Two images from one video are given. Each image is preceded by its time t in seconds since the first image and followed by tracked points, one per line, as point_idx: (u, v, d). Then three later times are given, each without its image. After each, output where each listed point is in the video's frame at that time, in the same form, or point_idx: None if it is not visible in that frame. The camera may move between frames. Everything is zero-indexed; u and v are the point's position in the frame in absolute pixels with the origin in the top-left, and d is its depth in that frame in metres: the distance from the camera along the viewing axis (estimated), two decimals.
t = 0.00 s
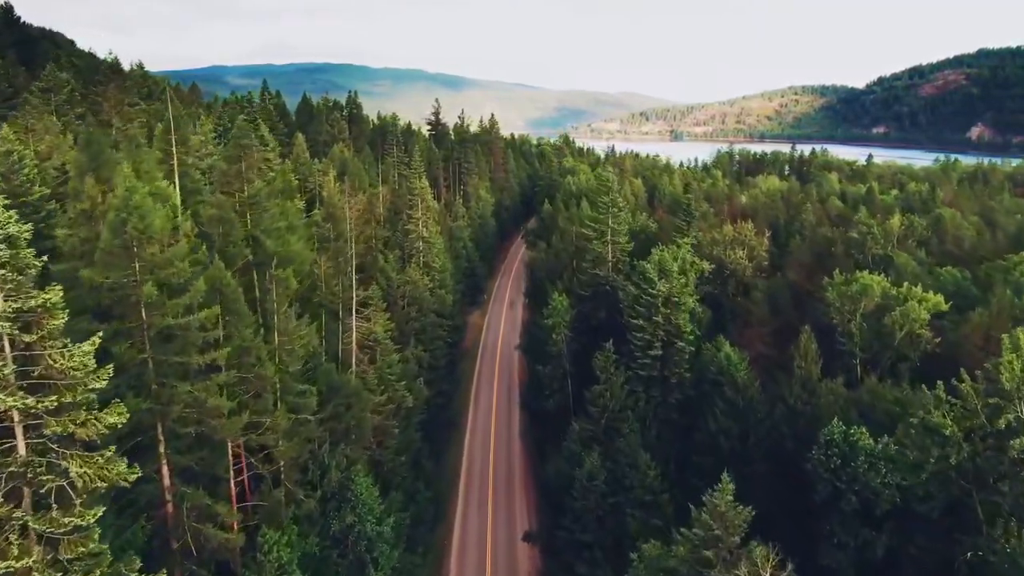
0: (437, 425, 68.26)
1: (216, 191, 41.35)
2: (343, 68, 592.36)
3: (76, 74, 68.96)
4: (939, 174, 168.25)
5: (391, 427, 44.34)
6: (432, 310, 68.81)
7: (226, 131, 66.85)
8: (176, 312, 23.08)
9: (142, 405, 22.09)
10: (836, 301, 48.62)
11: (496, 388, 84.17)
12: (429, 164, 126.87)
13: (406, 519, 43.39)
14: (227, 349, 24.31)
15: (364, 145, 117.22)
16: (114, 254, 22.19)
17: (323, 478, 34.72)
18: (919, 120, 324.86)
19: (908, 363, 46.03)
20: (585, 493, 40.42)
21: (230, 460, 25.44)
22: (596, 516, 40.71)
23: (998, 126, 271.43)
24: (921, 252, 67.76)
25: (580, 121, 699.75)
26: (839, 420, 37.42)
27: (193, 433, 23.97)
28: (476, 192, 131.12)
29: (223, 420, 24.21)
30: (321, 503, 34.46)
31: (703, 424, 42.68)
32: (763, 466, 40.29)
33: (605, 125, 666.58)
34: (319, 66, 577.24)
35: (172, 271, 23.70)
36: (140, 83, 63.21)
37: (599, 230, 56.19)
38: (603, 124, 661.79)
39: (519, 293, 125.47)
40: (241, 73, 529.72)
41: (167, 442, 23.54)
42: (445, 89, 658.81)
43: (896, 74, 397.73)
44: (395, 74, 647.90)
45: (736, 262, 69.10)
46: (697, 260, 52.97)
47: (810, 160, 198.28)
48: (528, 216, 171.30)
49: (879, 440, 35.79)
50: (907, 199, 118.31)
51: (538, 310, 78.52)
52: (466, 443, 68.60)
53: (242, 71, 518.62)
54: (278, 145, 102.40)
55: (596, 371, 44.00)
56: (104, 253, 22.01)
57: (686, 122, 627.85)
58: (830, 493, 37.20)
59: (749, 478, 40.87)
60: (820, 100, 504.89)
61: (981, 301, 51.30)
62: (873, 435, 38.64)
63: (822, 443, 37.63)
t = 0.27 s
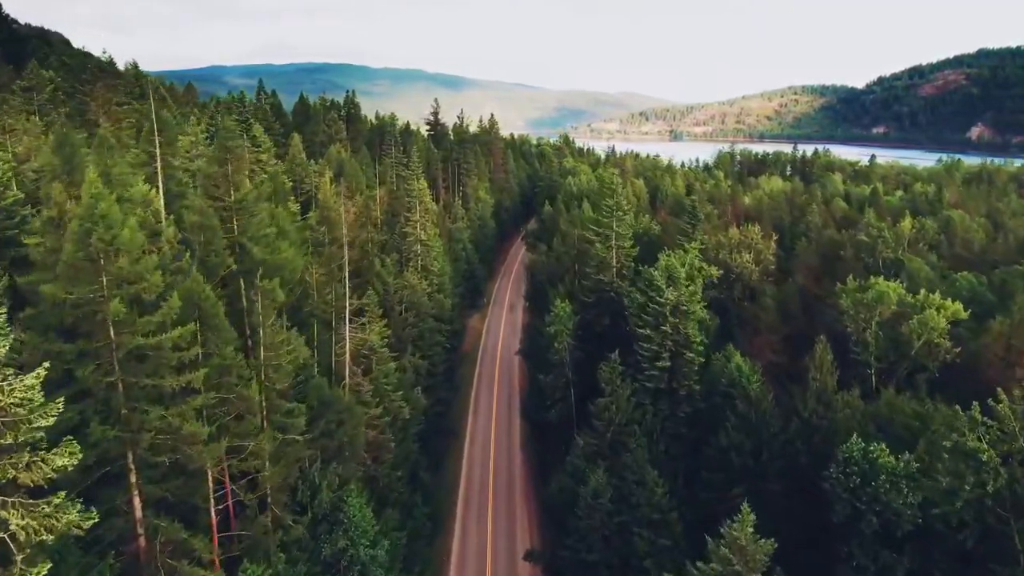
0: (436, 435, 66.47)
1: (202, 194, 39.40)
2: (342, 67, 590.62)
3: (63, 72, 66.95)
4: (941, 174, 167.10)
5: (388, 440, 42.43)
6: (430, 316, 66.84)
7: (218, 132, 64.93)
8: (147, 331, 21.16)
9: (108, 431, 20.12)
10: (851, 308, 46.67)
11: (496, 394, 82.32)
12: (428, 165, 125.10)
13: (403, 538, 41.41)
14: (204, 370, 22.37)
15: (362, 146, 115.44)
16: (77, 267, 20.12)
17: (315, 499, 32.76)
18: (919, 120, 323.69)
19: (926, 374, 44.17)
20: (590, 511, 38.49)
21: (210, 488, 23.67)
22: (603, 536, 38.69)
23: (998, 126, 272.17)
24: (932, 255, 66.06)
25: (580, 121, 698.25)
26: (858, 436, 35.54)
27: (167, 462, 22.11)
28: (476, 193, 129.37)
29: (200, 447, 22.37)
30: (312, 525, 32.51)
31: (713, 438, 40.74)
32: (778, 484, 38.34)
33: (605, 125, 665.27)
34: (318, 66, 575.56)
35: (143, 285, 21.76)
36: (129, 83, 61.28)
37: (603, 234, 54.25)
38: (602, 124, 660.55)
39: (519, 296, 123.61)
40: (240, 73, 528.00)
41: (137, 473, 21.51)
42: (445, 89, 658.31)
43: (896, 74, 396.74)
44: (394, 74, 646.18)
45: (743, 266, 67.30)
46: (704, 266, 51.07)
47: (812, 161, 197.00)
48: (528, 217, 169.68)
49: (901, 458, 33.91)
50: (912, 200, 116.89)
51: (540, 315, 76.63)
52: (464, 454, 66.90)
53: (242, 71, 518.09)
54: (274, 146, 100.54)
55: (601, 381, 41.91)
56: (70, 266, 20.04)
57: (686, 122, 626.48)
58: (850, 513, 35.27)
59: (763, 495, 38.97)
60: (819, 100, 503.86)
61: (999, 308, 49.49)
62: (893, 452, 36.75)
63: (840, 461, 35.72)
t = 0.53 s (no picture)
0: (433, 446, 64.10)
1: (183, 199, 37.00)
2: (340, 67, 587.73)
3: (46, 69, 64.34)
4: (946, 176, 165.09)
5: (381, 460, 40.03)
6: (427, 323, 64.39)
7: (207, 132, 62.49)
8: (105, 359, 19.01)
9: (60, 474, 18.01)
10: (871, 318, 44.31)
11: (495, 400, 80.02)
12: (426, 166, 122.74)
13: (397, 564, 38.99)
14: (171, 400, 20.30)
15: (359, 146, 113.04)
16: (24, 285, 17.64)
17: (301, 528, 30.37)
18: (919, 120, 322.00)
19: (950, 388, 41.85)
20: (597, 537, 36.06)
21: (180, 528, 22.02)
22: (610, 563, 36.23)
23: (997, 126, 270.75)
24: (947, 260, 63.85)
25: (579, 121, 696.06)
26: (882, 459, 33.30)
27: (129, 503, 20.10)
28: (474, 194, 127.08)
29: (165, 486, 20.31)
30: (299, 557, 30.14)
31: (727, 457, 38.36)
32: (797, 508, 35.97)
33: (604, 125, 663.19)
34: (316, 66, 572.98)
35: (101, 306, 19.56)
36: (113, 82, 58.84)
37: (608, 239, 51.93)
38: (602, 124, 658.36)
39: (518, 299, 121.22)
40: (237, 73, 525.16)
41: (95, 518, 19.46)
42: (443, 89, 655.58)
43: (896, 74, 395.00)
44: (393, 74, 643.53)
45: (751, 271, 64.96)
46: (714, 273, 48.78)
47: (814, 161, 194.93)
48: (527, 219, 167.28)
49: (930, 483, 31.64)
50: (917, 202, 114.95)
51: (541, 322, 74.30)
52: (463, 464, 64.65)
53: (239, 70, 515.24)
54: (268, 147, 98.05)
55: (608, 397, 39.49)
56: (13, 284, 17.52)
57: (685, 122, 624.71)
58: (876, 541, 32.94)
59: (780, 519, 36.70)
60: (819, 100, 502.34)
61: (1023, 317, 47.20)
62: (920, 475, 34.45)
63: (864, 485, 33.44)
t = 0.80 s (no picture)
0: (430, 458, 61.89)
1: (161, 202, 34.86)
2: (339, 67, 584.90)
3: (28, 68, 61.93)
4: (950, 176, 162.79)
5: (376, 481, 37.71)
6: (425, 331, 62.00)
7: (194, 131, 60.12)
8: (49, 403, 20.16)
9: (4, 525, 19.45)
10: (892, 329, 41.92)
11: (496, 408, 77.86)
12: (426, 166, 120.20)
13: None
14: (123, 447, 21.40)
15: (356, 147, 110.60)
16: None
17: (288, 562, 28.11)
18: (919, 120, 319.77)
19: (977, 403, 39.53)
20: (605, 565, 33.89)
21: None
22: None
23: (998, 126, 268.77)
24: (964, 265, 61.52)
25: (578, 121, 693.71)
26: (912, 484, 30.97)
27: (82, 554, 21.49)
28: (473, 195, 124.74)
29: (120, 538, 21.73)
30: None
31: (744, 479, 36.08)
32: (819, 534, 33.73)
33: (604, 125, 660.82)
34: (315, 66, 570.60)
35: (43, 336, 20.62)
36: (97, 80, 56.40)
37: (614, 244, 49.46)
38: (602, 124, 656.04)
39: (519, 302, 118.87)
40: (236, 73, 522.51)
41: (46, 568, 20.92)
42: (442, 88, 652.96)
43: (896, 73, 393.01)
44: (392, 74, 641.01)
45: (760, 277, 62.66)
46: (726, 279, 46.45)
47: (817, 162, 192.63)
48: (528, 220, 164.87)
49: (965, 510, 29.28)
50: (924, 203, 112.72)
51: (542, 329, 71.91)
52: (462, 476, 62.58)
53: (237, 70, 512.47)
54: (262, 148, 95.61)
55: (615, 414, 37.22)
56: None
57: (685, 122, 622.49)
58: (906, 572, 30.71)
59: (799, 545, 34.52)
60: (819, 100, 500.27)
61: None
62: (951, 500, 32.17)
63: (893, 511, 31.10)
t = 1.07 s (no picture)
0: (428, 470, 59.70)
1: (136, 208, 32.71)
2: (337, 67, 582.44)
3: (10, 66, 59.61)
4: (954, 177, 160.69)
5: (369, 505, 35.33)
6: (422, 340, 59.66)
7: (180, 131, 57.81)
8: None
9: None
10: (916, 342, 39.51)
11: (496, 416, 75.69)
12: (424, 167, 117.91)
13: None
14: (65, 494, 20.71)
15: (352, 148, 108.38)
16: None
17: None
18: (919, 120, 317.88)
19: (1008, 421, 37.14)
20: None
21: None
22: None
23: (997, 126, 267.02)
24: (981, 270, 59.24)
25: (577, 121, 691.60)
26: (946, 512, 28.55)
27: None
28: (472, 196, 122.46)
29: None
30: None
31: (762, 503, 33.72)
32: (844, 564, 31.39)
33: (603, 125, 659.06)
34: (314, 66, 568.18)
35: None
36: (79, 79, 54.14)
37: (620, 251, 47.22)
38: (601, 124, 654.18)
39: (519, 306, 116.60)
40: (234, 72, 520.18)
41: None
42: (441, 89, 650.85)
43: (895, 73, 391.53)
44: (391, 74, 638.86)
45: (771, 283, 60.39)
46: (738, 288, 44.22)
47: (819, 162, 190.57)
48: (527, 222, 162.59)
49: (1004, 541, 26.42)
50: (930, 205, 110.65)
51: (543, 337, 69.62)
52: (461, 488, 60.47)
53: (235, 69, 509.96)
54: (256, 149, 93.29)
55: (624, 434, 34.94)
56: None
57: (684, 122, 620.56)
58: None
59: None
60: (819, 100, 498.46)
61: None
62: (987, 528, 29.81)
63: (926, 542, 28.66)
